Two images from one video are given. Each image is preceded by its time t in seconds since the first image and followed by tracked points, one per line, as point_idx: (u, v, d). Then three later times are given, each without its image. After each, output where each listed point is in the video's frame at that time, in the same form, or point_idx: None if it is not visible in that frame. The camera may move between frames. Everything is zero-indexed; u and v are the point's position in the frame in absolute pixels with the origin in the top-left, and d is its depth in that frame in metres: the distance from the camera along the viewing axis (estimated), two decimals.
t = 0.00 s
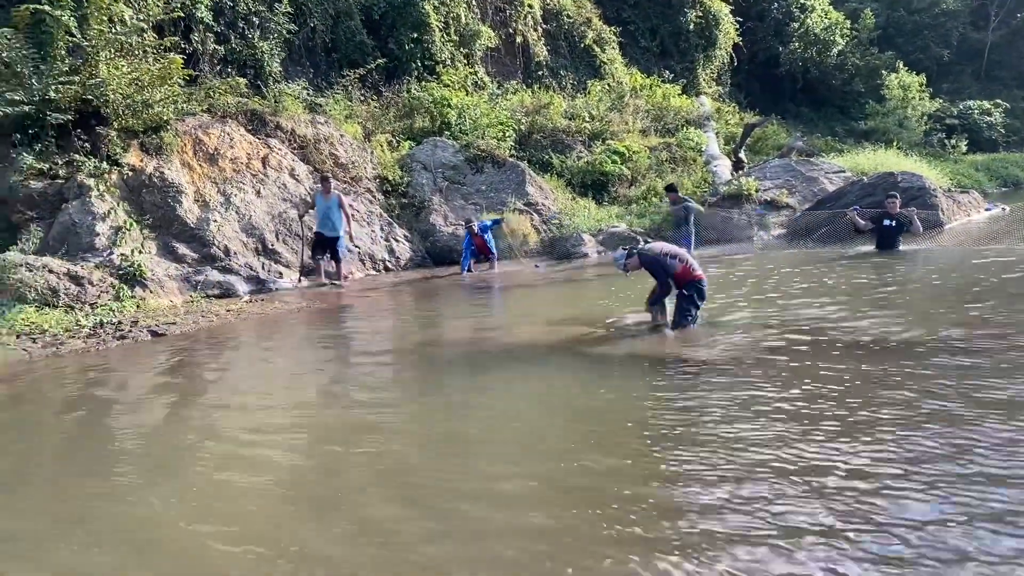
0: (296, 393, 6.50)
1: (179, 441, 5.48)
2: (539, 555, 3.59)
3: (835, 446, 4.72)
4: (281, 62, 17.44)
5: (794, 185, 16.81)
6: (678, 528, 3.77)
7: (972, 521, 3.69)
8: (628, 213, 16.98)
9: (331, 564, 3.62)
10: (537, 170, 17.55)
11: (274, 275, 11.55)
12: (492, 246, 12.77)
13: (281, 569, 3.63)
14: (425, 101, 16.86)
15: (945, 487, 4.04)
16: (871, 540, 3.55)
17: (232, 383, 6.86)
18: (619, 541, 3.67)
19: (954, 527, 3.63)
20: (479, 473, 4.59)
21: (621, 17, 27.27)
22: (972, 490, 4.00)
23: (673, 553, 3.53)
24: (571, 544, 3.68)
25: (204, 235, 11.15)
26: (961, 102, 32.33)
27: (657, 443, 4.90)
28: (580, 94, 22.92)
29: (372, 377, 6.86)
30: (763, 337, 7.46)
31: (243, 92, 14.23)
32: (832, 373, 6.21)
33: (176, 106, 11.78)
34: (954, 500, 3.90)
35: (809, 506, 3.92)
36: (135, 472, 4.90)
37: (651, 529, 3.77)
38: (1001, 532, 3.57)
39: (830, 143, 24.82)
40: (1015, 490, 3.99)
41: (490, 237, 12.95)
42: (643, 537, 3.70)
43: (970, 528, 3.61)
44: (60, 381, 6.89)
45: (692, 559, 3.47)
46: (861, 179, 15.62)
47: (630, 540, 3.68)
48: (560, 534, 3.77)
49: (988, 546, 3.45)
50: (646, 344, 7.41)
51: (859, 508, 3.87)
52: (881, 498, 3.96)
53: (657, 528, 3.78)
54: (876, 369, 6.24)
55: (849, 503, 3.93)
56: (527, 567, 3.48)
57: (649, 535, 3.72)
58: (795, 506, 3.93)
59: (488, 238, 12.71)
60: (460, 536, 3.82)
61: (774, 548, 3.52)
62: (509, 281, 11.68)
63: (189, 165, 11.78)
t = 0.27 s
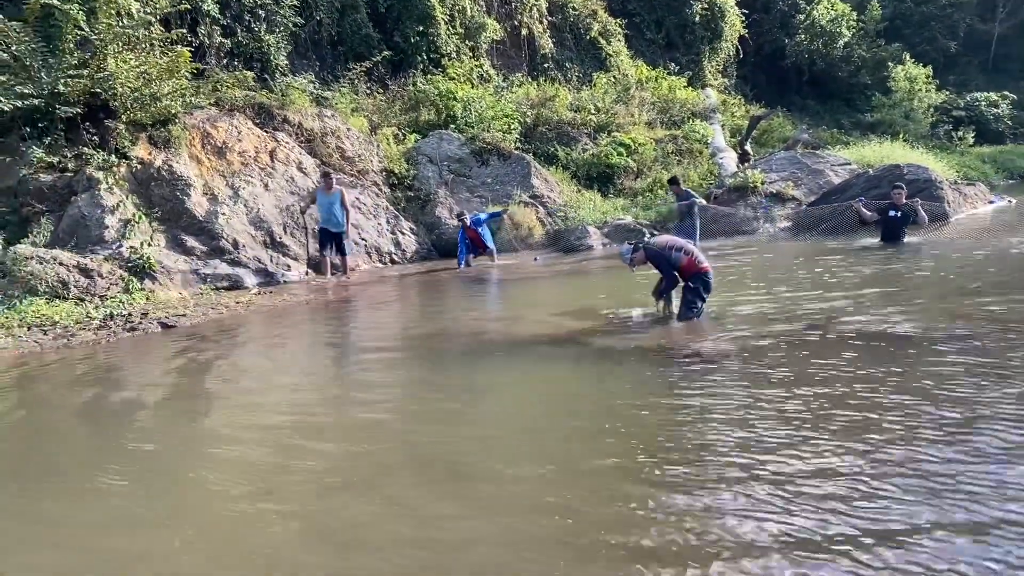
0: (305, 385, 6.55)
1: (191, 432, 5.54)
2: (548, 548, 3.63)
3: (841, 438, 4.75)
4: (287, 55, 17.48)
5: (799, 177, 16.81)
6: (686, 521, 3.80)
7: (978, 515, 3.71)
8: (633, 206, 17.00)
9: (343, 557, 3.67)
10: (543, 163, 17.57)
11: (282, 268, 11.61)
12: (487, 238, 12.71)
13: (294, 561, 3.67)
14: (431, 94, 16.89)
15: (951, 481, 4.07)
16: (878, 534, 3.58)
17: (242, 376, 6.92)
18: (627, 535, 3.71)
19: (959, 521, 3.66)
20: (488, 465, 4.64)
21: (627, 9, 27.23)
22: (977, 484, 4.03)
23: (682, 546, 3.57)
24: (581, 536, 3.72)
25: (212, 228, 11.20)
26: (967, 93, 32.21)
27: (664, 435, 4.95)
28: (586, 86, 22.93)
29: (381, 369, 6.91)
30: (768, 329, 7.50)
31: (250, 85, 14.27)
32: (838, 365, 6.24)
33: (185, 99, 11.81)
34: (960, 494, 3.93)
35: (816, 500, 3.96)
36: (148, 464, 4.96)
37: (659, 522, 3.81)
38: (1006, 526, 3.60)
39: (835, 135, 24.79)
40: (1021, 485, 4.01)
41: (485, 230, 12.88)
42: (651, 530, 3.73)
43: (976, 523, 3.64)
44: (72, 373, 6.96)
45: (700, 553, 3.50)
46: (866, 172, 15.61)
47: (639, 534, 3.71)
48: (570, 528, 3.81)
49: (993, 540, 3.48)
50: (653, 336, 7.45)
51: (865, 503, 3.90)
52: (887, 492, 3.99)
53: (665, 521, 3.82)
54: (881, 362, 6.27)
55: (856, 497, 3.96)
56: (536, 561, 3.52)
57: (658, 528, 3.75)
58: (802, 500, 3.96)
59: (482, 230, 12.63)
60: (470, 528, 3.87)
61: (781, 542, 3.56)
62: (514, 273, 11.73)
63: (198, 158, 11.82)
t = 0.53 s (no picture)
0: (303, 377, 6.56)
1: (188, 424, 5.56)
2: (544, 541, 3.61)
3: (839, 431, 4.73)
4: (286, 46, 17.43)
5: (799, 168, 16.77)
6: (683, 515, 3.79)
7: (976, 509, 3.69)
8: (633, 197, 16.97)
9: (339, 550, 3.66)
10: (543, 154, 17.54)
11: (281, 259, 11.60)
12: (478, 229, 12.58)
13: (290, 554, 3.67)
14: (431, 84, 16.85)
15: (949, 475, 4.05)
16: (875, 527, 3.56)
17: (239, 368, 6.93)
18: (623, 528, 3.69)
19: (957, 515, 3.64)
20: (483, 456, 4.65)
21: None
22: (976, 478, 4.00)
23: (677, 540, 3.55)
24: (577, 530, 3.70)
25: (211, 220, 11.18)
26: (969, 84, 32.09)
27: (659, 426, 4.96)
28: (586, 77, 22.88)
29: (379, 361, 6.92)
30: (767, 320, 7.49)
31: (249, 76, 14.24)
32: (835, 357, 6.24)
33: (183, 90, 11.79)
34: (958, 487, 3.91)
35: (814, 493, 3.94)
36: (145, 456, 4.97)
37: (656, 516, 3.79)
38: (1005, 520, 3.58)
39: (836, 126, 24.70)
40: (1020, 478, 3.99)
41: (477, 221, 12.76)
42: (647, 524, 3.72)
43: (974, 516, 3.62)
44: (70, 364, 6.97)
45: (697, 547, 3.49)
46: (866, 163, 15.59)
47: (635, 527, 3.69)
48: (566, 521, 3.79)
49: (991, 534, 3.46)
50: (651, 327, 7.45)
51: (863, 495, 3.88)
52: (885, 486, 3.97)
53: (661, 515, 3.80)
54: (880, 354, 6.25)
55: (854, 491, 3.94)
56: (532, 554, 3.51)
57: (655, 522, 3.74)
58: (799, 493, 3.95)
59: (473, 222, 12.51)
60: (466, 521, 3.85)
61: (777, 536, 3.54)
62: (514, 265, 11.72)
63: (196, 149, 11.80)
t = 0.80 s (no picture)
0: (292, 373, 6.56)
1: (175, 420, 5.56)
2: (529, 539, 3.60)
3: (826, 427, 4.74)
4: (278, 39, 17.38)
5: (791, 162, 16.79)
6: (669, 512, 3.78)
7: (961, 505, 3.69)
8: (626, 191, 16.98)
9: (323, 548, 3.64)
10: (537, 148, 17.53)
11: (272, 255, 11.57)
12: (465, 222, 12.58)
13: (273, 550, 3.67)
14: (424, 78, 16.83)
15: (934, 471, 4.05)
16: (860, 524, 3.56)
17: (228, 363, 6.93)
18: (608, 526, 3.68)
19: (942, 511, 3.63)
20: (469, 452, 4.66)
21: None
22: (961, 473, 4.00)
23: (662, 539, 3.54)
24: (562, 527, 3.69)
25: (202, 215, 11.16)
26: (963, 77, 32.11)
27: (645, 422, 4.98)
28: (580, 70, 22.86)
29: (368, 356, 6.93)
30: (756, 315, 7.52)
31: (240, 71, 14.21)
32: (822, 351, 6.27)
33: (174, 85, 11.75)
34: (944, 483, 3.91)
35: (800, 490, 3.94)
36: (131, 452, 4.97)
37: (642, 514, 3.78)
38: (990, 516, 3.57)
39: (830, 120, 24.72)
40: (1006, 473, 3.99)
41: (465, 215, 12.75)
42: (633, 521, 3.71)
43: (959, 512, 3.61)
44: (59, 361, 6.96)
45: (681, 545, 3.48)
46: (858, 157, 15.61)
47: (620, 525, 3.69)
48: (551, 518, 3.78)
49: (976, 530, 3.45)
50: (640, 321, 7.47)
51: (848, 493, 3.88)
52: (870, 483, 3.97)
53: (647, 512, 3.79)
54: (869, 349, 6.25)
55: (840, 488, 3.93)
56: (517, 553, 3.50)
57: (641, 519, 3.73)
58: (785, 491, 3.94)
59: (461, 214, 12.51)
60: (451, 519, 3.84)
61: (762, 533, 3.53)
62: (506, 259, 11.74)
63: (187, 144, 11.76)
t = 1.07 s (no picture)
0: (274, 371, 6.58)
1: (156, 418, 5.58)
2: (505, 537, 3.63)
3: (805, 423, 4.77)
4: (266, 36, 17.35)
5: (777, 158, 16.86)
6: (645, 509, 3.81)
7: (935, 500, 3.72)
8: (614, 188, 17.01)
9: (302, 547, 3.66)
10: (524, 145, 17.56)
11: (257, 252, 11.57)
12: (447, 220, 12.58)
13: (249, 547, 3.70)
14: (412, 74, 16.83)
15: (909, 466, 4.09)
16: (834, 520, 3.59)
17: (210, 361, 6.94)
18: (585, 524, 3.70)
19: (912, 505, 3.68)
20: (448, 449, 4.70)
21: None
22: (936, 469, 4.04)
23: (637, 536, 3.57)
24: (539, 525, 3.72)
25: (187, 213, 11.15)
26: (950, 73, 32.25)
27: (623, 418, 5.02)
28: (569, 67, 22.88)
29: (351, 354, 6.95)
30: (737, 311, 7.57)
31: (226, 68, 14.19)
32: (801, 348, 6.32)
33: (158, 82, 11.73)
34: (915, 476, 3.96)
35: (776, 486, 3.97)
36: (111, 450, 4.99)
37: (618, 511, 3.81)
38: (963, 512, 3.60)
39: (817, 116, 24.81)
40: (979, 468, 4.02)
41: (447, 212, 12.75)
42: (609, 519, 3.74)
43: (933, 508, 3.65)
44: (42, 359, 6.96)
45: (657, 542, 3.50)
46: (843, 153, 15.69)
47: (597, 523, 3.71)
48: (529, 516, 3.80)
49: (948, 526, 3.49)
50: (623, 318, 7.51)
51: (821, 488, 3.92)
52: (847, 478, 4.00)
53: (624, 510, 3.82)
54: (850, 346, 6.29)
55: (815, 483, 3.96)
56: (494, 551, 3.52)
57: (617, 517, 3.75)
58: (763, 486, 3.97)
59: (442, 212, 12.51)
60: (429, 517, 3.86)
61: (738, 530, 3.56)
62: (491, 256, 11.77)
63: (172, 142, 11.75)
